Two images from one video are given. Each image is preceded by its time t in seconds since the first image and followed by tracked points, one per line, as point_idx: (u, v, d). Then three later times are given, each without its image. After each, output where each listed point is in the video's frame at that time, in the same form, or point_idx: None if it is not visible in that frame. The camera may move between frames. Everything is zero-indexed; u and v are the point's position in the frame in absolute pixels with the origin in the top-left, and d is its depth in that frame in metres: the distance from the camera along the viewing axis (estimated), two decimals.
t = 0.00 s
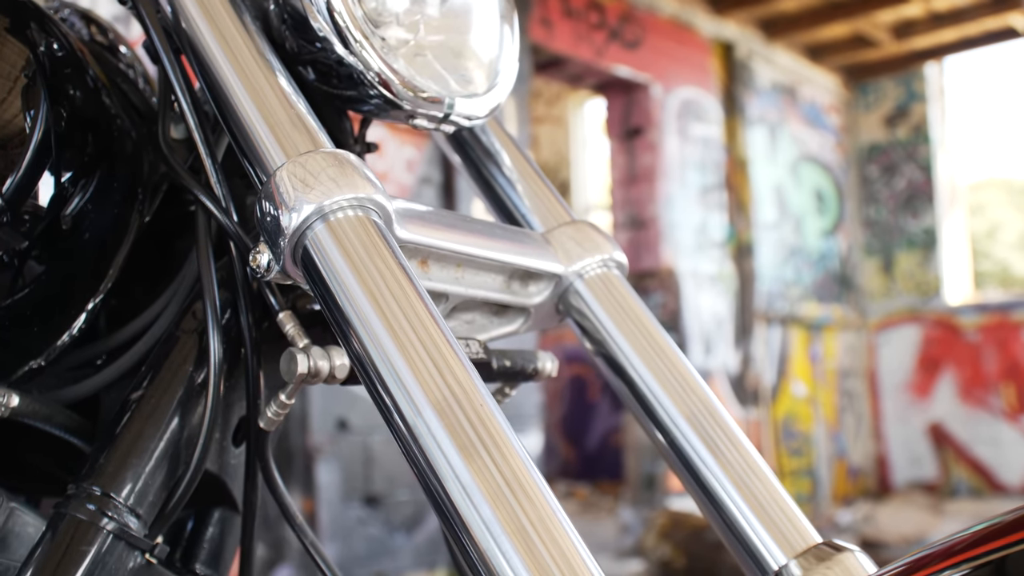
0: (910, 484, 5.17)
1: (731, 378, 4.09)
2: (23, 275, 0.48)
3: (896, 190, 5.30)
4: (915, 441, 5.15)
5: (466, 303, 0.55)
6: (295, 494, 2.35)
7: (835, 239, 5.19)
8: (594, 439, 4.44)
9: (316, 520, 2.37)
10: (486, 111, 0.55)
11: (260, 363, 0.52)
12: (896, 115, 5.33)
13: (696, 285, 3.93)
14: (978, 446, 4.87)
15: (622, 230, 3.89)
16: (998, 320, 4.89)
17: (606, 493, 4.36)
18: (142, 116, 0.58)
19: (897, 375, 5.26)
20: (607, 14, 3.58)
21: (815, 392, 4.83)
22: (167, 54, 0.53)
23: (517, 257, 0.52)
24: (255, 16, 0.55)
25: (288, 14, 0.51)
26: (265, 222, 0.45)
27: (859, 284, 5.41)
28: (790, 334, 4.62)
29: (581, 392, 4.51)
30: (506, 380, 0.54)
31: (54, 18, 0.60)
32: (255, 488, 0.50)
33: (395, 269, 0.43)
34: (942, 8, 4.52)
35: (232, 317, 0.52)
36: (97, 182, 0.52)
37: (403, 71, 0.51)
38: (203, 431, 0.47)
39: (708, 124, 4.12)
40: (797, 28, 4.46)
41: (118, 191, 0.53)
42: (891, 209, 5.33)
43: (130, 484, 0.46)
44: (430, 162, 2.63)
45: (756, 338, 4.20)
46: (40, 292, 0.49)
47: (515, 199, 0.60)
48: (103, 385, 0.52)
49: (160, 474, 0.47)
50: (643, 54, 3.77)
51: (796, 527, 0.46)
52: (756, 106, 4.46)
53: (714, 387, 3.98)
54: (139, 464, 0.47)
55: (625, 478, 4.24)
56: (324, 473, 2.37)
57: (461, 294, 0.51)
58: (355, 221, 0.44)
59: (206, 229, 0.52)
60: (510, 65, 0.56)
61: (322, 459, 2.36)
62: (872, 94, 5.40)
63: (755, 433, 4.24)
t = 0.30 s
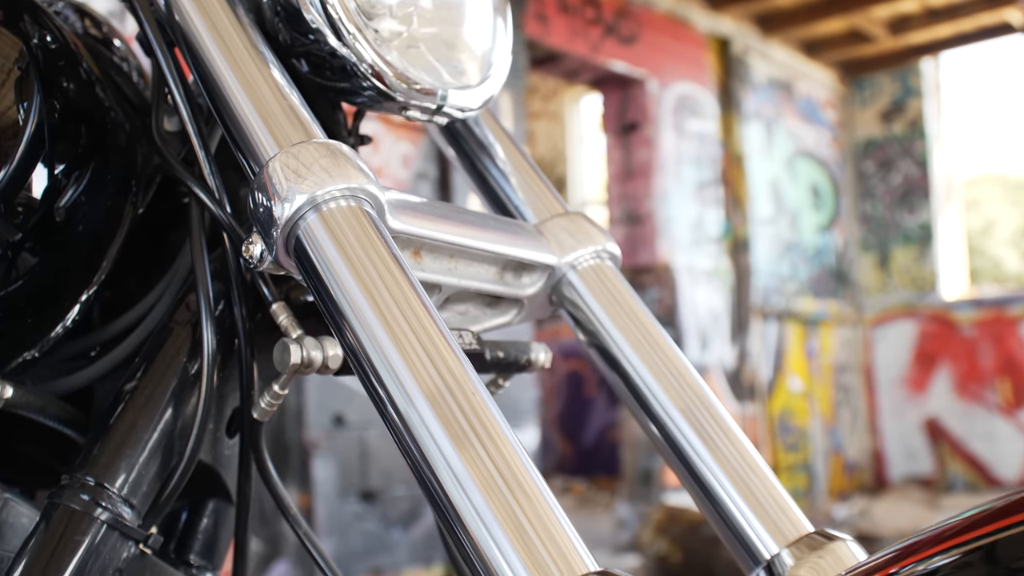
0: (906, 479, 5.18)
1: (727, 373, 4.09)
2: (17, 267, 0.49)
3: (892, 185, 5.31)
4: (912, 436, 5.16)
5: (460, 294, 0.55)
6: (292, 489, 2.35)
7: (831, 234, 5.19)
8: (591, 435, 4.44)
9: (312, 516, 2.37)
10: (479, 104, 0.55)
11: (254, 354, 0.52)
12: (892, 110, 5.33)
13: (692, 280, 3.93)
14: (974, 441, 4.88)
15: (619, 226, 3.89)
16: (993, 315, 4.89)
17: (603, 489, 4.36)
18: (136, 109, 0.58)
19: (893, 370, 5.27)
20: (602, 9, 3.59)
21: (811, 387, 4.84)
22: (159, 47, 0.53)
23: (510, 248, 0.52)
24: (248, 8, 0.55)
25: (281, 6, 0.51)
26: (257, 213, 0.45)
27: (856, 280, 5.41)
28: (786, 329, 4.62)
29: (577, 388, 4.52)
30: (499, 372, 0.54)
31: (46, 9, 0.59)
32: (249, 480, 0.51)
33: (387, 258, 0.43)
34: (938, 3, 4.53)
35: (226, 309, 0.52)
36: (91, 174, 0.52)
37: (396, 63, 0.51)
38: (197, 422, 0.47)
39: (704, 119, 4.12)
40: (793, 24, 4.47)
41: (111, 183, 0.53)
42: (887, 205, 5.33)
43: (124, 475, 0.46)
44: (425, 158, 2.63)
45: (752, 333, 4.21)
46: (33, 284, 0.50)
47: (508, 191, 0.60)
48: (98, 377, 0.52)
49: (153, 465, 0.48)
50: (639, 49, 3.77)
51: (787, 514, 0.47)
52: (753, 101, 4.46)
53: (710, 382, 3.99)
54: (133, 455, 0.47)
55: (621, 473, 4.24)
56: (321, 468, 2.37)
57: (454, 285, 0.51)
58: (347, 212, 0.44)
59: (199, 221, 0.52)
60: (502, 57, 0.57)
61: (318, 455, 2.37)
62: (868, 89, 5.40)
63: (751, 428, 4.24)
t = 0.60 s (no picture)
0: (902, 473, 5.19)
1: (723, 367, 4.10)
2: (9, 255, 0.50)
3: (888, 179, 5.32)
4: (907, 429, 5.18)
5: (452, 282, 0.55)
6: (288, 483, 2.37)
7: (827, 229, 5.20)
8: (587, 429, 4.44)
9: (309, 510, 2.38)
10: (471, 91, 0.55)
11: (246, 342, 0.52)
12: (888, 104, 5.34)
13: (688, 275, 3.93)
14: (970, 435, 4.89)
15: (614, 221, 3.90)
16: (989, 309, 4.89)
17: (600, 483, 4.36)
18: (128, 98, 0.58)
19: (889, 364, 5.28)
20: (598, 3, 3.59)
21: (807, 382, 4.84)
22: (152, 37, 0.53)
23: (502, 235, 0.53)
24: None
25: None
26: (248, 198, 0.45)
27: (852, 274, 5.43)
28: (782, 324, 4.63)
29: (574, 383, 4.53)
30: (492, 359, 0.55)
31: None
32: (242, 467, 0.51)
33: (378, 243, 0.43)
34: None
35: (218, 296, 0.52)
36: (83, 164, 0.52)
37: (388, 51, 0.51)
38: (189, 409, 0.47)
39: (700, 113, 4.12)
40: (789, 18, 4.47)
41: (103, 171, 0.53)
42: (883, 199, 5.34)
43: (116, 460, 0.46)
44: (421, 152, 2.63)
45: (748, 328, 4.21)
46: (26, 272, 0.51)
47: (501, 178, 0.60)
48: (90, 365, 0.52)
49: (146, 451, 0.48)
50: (634, 43, 3.77)
51: (778, 499, 0.47)
52: (748, 95, 4.46)
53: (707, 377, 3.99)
54: (125, 441, 0.47)
55: (618, 468, 4.24)
56: (317, 463, 2.38)
57: (446, 272, 0.51)
58: (338, 196, 0.44)
59: (191, 210, 0.52)
60: (494, 46, 0.56)
61: (315, 449, 2.38)
62: (864, 83, 5.41)
63: (747, 423, 4.25)
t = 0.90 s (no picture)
0: (898, 465, 5.20)
1: (720, 360, 4.10)
2: None
3: (883, 172, 5.33)
4: (902, 421, 5.19)
5: (444, 267, 0.55)
6: (285, 477, 2.37)
7: (822, 222, 5.21)
8: (584, 423, 4.45)
9: (305, 503, 2.39)
10: (462, 78, 0.55)
11: (237, 328, 0.52)
12: (884, 97, 5.34)
13: (683, 267, 3.93)
14: (965, 427, 4.90)
15: (610, 214, 3.90)
16: (986, 302, 4.86)
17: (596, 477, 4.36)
18: (119, 86, 0.58)
19: (885, 357, 5.29)
20: None
21: (803, 374, 4.86)
22: (142, 24, 0.53)
23: (493, 220, 0.53)
24: None
25: None
26: (238, 183, 0.45)
27: (847, 267, 5.43)
28: (778, 316, 4.64)
29: (570, 377, 4.54)
30: (484, 345, 0.55)
31: None
32: (233, 452, 0.51)
33: (367, 227, 0.43)
34: None
35: (209, 282, 0.52)
36: (74, 151, 0.52)
37: (379, 37, 0.51)
38: (180, 394, 0.47)
39: (696, 106, 4.12)
40: (784, 11, 4.47)
41: (93, 158, 0.53)
42: (879, 192, 5.35)
43: (107, 446, 0.46)
44: (417, 146, 2.64)
45: (744, 320, 4.22)
46: (18, 258, 0.52)
47: (491, 165, 0.60)
48: (81, 352, 0.52)
49: (137, 437, 0.48)
50: (630, 36, 3.77)
51: (767, 481, 0.48)
52: (744, 88, 4.46)
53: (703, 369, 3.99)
54: (116, 426, 0.47)
55: (614, 461, 4.24)
56: (313, 456, 2.38)
57: (437, 257, 0.51)
58: (327, 180, 0.44)
59: (181, 195, 0.52)
60: (485, 34, 0.56)
61: (311, 443, 2.37)
62: (860, 76, 5.40)
63: (743, 415, 4.25)
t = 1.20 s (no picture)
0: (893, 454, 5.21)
1: (715, 349, 4.10)
2: None
3: (879, 162, 5.32)
4: (898, 411, 5.21)
5: (435, 250, 0.55)
6: (282, 467, 2.41)
7: (818, 212, 5.22)
8: (579, 413, 4.43)
9: (301, 492, 2.43)
10: (452, 62, 0.55)
11: (228, 312, 0.52)
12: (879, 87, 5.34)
13: (679, 257, 3.92)
14: (960, 416, 4.93)
15: (606, 204, 3.90)
16: (980, 291, 4.90)
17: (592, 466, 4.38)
18: (109, 70, 0.58)
19: (880, 347, 5.30)
20: None
21: (799, 363, 4.86)
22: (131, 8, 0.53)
23: (483, 202, 0.53)
24: None
25: None
26: (228, 165, 0.45)
27: (843, 257, 5.45)
28: (773, 306, 4.64)
29: (567, 367, 4.54)
30: (475, 328, 0.55)
31: None
32: (225, 434, 0.51)
33: (357, 208, 0.43)
34: None
35: (200, 266, 0.52)
36: (64, 136, 0.53)
37: (370, 20, 0.51)
38: (171, 377, 0.47)
39: (691, 97, 4.10)
40: None
41: (84, 142, 0.53)
42: (874, 181, 5.34)
43: (98, 429, 0.46)
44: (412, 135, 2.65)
45: (740, 310, 4.23)
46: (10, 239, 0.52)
47: (483, 149, 0.60)
48: (71, 335, 0.52)
49: (128, 418, 0.48)
50: (625, 26, 3.77)
51: (757, 462, 0.48)
52: (739, 78, 4.45)
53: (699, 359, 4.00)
54: (107, 409, 0.47)
55: (609, 451, 4.24)
56: (309, 446, 2.42)
57: (427, 240, 0.51)
58: (317, 161, 0.44)
59: (172, 178, 0.52)
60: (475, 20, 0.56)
61: (307, 432, 2.41)
62: (855, 66, 5.40)
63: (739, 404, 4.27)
